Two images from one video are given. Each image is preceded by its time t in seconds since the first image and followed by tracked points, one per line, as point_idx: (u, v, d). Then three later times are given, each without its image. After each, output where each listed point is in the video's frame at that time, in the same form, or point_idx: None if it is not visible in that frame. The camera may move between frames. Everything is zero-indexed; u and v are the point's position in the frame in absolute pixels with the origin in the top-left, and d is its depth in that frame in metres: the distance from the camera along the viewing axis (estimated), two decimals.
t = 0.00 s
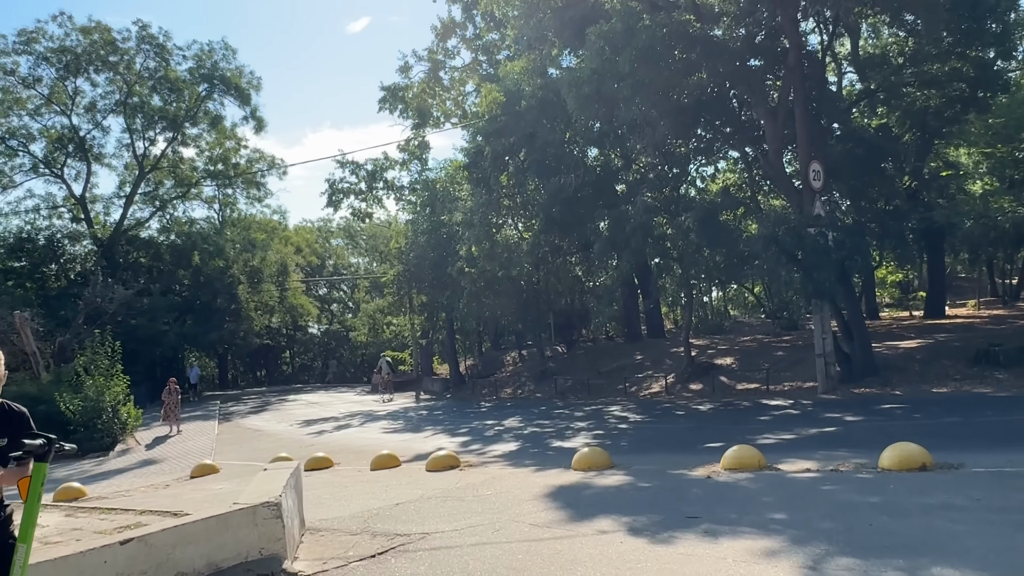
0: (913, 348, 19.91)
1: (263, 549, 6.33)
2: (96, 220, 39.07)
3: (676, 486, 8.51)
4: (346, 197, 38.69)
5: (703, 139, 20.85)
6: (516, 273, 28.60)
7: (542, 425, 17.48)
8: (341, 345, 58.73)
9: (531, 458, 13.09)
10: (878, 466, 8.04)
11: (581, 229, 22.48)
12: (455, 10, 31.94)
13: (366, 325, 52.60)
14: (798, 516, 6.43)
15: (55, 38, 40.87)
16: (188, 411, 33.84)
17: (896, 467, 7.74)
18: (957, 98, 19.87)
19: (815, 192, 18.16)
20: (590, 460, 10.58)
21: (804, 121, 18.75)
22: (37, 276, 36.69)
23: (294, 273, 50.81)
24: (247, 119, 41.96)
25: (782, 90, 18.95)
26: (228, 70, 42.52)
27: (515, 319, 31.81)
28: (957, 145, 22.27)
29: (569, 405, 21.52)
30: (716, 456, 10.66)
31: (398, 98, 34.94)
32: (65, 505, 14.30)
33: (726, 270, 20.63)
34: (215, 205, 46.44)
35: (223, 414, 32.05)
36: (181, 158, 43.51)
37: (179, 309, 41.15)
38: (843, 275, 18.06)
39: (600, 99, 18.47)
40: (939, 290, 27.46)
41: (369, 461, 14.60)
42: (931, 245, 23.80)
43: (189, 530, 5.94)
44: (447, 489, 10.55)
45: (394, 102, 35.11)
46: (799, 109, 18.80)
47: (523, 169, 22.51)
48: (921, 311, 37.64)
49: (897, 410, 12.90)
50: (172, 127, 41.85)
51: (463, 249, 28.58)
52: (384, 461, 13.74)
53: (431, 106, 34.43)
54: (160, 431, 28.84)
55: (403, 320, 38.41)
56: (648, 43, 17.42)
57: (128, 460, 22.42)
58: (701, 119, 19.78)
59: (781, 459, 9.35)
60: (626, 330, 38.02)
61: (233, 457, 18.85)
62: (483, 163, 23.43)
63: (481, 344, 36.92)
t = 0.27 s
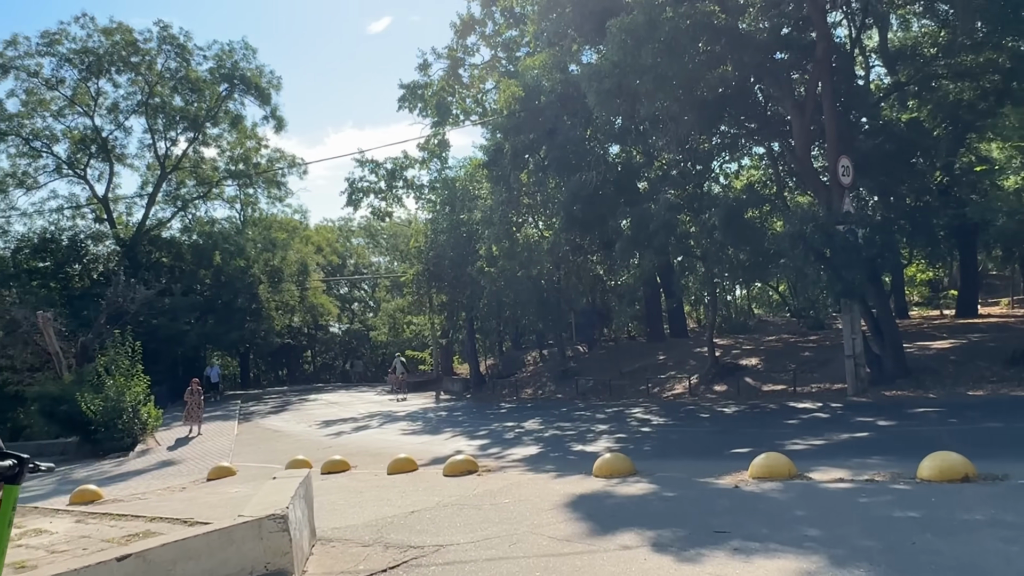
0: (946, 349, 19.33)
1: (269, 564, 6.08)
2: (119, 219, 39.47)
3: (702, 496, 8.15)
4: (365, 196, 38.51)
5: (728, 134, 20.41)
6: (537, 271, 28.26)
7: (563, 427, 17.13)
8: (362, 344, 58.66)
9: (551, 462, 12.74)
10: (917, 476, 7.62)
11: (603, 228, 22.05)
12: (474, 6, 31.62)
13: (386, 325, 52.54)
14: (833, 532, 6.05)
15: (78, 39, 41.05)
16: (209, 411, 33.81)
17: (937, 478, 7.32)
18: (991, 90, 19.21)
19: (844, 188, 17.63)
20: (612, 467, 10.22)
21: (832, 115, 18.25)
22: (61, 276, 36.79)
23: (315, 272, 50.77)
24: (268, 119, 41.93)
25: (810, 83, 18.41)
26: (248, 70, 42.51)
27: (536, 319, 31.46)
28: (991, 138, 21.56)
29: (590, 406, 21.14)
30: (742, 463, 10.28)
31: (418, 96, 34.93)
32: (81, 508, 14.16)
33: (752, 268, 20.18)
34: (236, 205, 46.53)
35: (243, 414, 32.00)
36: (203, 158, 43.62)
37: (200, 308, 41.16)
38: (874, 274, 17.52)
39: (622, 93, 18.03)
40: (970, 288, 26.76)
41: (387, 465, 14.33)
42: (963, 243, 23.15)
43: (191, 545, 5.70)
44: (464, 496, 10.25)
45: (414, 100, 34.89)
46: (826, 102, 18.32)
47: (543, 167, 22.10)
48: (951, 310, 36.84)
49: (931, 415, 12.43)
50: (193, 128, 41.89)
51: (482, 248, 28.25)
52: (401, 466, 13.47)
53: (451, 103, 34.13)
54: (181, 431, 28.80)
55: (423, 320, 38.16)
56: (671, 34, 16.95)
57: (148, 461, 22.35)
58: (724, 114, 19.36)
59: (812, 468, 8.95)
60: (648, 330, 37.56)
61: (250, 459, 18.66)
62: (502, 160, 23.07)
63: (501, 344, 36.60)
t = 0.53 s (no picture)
0: (980, 347, 18.74)
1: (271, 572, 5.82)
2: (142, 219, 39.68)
3: (726, 501, 7.77)
4: (386, 194, 38.33)
5: (752, 128, 19.99)
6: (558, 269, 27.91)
7: (583, 428, 16.78)
8: (384, 343, 58.57)
9: (571, 463, 12.38)
10: (957, 482, 7.19)
11: (625, 224, 21.61)
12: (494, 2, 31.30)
13: (407, 324, 52.40)
14: (868, 542, 5.68)
15: (101, 40, 41.25)
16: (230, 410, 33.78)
17: (979, 484, 6.89)
18: None
19: (874, 181, 17.09)
20: (632, 469, 9.86)
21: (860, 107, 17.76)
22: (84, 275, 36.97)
23: (336, 272, 50.74)
24: (288, 118, 41.90)
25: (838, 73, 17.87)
26: (269, 69, 42.50)
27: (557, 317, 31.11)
28: None
29: (611, 406, 20.76)
30: (768, 467, 9.86)
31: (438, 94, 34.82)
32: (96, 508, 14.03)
33: (778, 266, 19.71)
34: (258, 204, 46.59)
35: (263, 413, 31.91)
36: (224, 157, 43.72)
37: (221, 308, 41.19)
38: (906, 270, 16.96)
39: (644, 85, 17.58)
40: (1004, 285, 26.05)
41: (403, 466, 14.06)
42: (996, 238, 22.50)
43: (188, 552, 5.44)
44: (480, 499, 9.94)
45: (433, 98, 34.66)
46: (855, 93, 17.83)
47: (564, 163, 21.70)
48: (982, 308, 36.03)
49: (967, 416, 11.93)
50: (215, 128, 41.96)
51: (502, 246, 27.94)
52: (417, 467, 13.19)
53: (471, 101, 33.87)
54: (201, 431, 28.77)
55: (444, 319, 37.93)
56: (694, 24, 16.48)
57: (167, 460, 22.26)
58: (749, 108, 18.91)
59: (842, 471, 8.54)
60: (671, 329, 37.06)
61: (267, 458, 18.48)
62: (522, 156, 22.73)
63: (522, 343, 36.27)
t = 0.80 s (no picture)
0: (1017, 351, 18.13)
1: None
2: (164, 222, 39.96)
3: (754, 516, 7.37)
4: (405, 195, 38.09)
5: (778, 124, 19.52)
6: (579, 270, 27.56)
7: (604, 433, 16.38)
8: (405, 345, 58.45)
9: (590, 471, 11.98)
10: (1003, 497, 6.75)
11: (647, 224, 21.16)
12: None
13: (428, 325, 52.22)
14: (910, 566, 5.27)
15: (123, 43, 41.35)
16: (251, 412, 33.69)
17: None
18: None
19: (906, 179, 16.54)
20: (654, 479, 9.46)
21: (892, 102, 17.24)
22: (106, 278, 37.07)
23: (356, 273, 50.64)
24: (308, 120, 41.82)
25: (868, 68, 17.33)
26: (289, 71, 42.45)
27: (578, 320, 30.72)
28: None
29: (633, 410, 20.34)
30: (797, 477, 9.42)
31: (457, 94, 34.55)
32: (108, 513, 13.82)
33: (805, 266, 19.23)
34: (279, 207, 46.59)
35: (283, 416, 31.75)
36: (245, 160, 43.75)
37: (242, 310, 41.19)
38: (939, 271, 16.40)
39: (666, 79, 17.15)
40: None
41: (419, 472, 13.73)
42: None
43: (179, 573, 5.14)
44: (494, 509, 9.59)
45: (452, 98, 34.35)
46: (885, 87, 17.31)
47: (584, 162, 21.27)
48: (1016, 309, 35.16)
49: (1006, 423, 11.41)
50: (235, 130, 41.95)
51: (522, 246, 27.58)
52: (433, 473, 12.86)
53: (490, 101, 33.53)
54: (221, 434, 28.67)
55: (464, 321, 37.60)
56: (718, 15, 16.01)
57: (184, 463, 22.10)
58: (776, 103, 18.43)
59: (877, 484, 8.11)
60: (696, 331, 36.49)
61: (283, 463, 18.23)
62: (540, 157, 22.33)
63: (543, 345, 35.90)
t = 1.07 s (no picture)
0: None
1: None
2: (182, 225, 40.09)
3: (780, 527, 6.98)
4: (422, 196, 37.85)
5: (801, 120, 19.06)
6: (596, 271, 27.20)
7: (622, 437, 15.98)
8: (422, 347, 58.29)
9: (607, 477, 11.60)
10: None
11: (666, 223, 20.75)
12: None
13: (444, 327, 52.00)
14: None
15: (140, 46, 41.40)
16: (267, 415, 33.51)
17: None
18: None
19: (934, 175, 16.04)
20: (673, 487, 9.08)
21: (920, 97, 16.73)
22: (124, 281, 37.10)
23: (373, 275, 50.49)
24: (324, 121, 41.70)
25: (894, 60, 16.86)
26: (305, 72, 42.36)
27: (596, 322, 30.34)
28: None
29: (652, 414, 19.93)
30: (824, 485, 9.01)
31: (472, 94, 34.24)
32: (116, 519, 13.59)
33: (825, 267, 19.08)
34: (296, 209, 46.53)
35: (299, 418, 31.55)
36: (262, 162, 43.72)
37: (259, 312, 41.14)
38: (969, 270, 15.89)
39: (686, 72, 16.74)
40: None
41: (432, 477, 13.40)
42: None
43: None
44: (507, 517, 9.23)
45: (468, 98, 34.06)
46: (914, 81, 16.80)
47: (602, 160, 20.88)
48: None
49: None
50: (252, 132, 41.93)
51: (538, 246, 27.24)
52: (445, 478, 12.52)
53: (507, 100, 33.20)
54: (236, 437, 28.50)
55: (481, 323, 37.31)
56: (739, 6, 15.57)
57: (197, 467, 21.91)
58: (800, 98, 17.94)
59: (909, 493, 7.70)
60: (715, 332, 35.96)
61: (296, 467, 17.96)
62: (556, 156, 21.95)
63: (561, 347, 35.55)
